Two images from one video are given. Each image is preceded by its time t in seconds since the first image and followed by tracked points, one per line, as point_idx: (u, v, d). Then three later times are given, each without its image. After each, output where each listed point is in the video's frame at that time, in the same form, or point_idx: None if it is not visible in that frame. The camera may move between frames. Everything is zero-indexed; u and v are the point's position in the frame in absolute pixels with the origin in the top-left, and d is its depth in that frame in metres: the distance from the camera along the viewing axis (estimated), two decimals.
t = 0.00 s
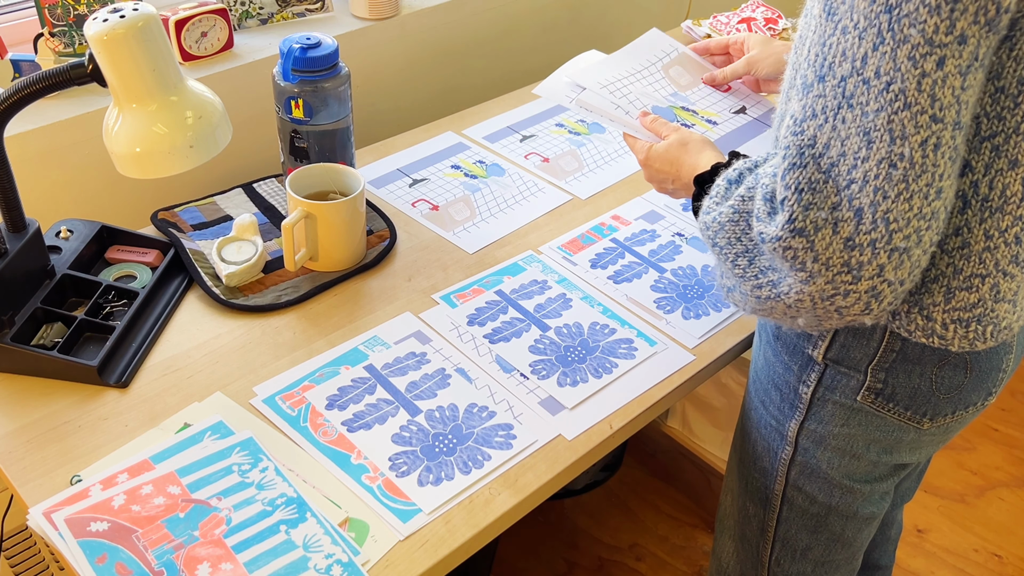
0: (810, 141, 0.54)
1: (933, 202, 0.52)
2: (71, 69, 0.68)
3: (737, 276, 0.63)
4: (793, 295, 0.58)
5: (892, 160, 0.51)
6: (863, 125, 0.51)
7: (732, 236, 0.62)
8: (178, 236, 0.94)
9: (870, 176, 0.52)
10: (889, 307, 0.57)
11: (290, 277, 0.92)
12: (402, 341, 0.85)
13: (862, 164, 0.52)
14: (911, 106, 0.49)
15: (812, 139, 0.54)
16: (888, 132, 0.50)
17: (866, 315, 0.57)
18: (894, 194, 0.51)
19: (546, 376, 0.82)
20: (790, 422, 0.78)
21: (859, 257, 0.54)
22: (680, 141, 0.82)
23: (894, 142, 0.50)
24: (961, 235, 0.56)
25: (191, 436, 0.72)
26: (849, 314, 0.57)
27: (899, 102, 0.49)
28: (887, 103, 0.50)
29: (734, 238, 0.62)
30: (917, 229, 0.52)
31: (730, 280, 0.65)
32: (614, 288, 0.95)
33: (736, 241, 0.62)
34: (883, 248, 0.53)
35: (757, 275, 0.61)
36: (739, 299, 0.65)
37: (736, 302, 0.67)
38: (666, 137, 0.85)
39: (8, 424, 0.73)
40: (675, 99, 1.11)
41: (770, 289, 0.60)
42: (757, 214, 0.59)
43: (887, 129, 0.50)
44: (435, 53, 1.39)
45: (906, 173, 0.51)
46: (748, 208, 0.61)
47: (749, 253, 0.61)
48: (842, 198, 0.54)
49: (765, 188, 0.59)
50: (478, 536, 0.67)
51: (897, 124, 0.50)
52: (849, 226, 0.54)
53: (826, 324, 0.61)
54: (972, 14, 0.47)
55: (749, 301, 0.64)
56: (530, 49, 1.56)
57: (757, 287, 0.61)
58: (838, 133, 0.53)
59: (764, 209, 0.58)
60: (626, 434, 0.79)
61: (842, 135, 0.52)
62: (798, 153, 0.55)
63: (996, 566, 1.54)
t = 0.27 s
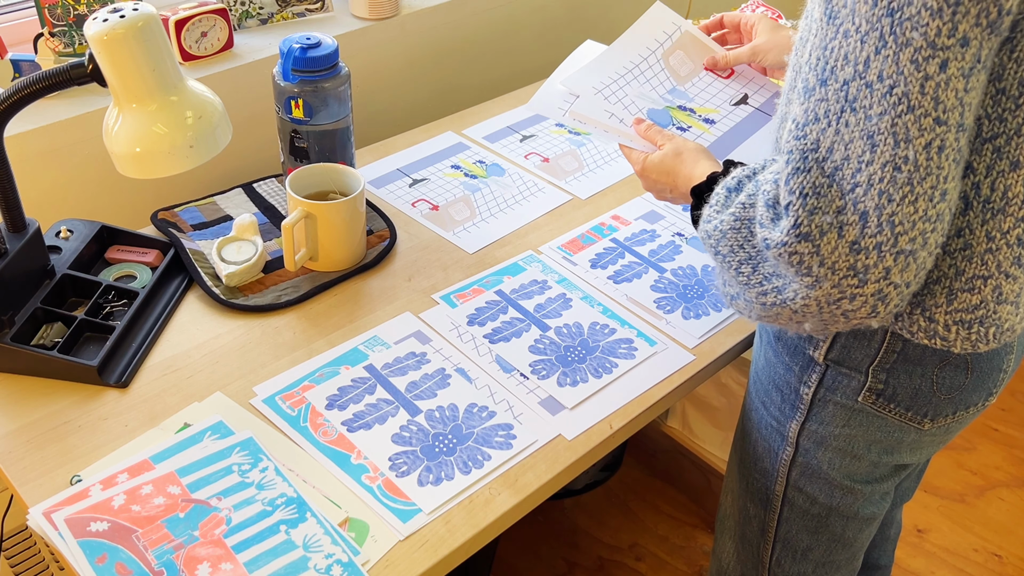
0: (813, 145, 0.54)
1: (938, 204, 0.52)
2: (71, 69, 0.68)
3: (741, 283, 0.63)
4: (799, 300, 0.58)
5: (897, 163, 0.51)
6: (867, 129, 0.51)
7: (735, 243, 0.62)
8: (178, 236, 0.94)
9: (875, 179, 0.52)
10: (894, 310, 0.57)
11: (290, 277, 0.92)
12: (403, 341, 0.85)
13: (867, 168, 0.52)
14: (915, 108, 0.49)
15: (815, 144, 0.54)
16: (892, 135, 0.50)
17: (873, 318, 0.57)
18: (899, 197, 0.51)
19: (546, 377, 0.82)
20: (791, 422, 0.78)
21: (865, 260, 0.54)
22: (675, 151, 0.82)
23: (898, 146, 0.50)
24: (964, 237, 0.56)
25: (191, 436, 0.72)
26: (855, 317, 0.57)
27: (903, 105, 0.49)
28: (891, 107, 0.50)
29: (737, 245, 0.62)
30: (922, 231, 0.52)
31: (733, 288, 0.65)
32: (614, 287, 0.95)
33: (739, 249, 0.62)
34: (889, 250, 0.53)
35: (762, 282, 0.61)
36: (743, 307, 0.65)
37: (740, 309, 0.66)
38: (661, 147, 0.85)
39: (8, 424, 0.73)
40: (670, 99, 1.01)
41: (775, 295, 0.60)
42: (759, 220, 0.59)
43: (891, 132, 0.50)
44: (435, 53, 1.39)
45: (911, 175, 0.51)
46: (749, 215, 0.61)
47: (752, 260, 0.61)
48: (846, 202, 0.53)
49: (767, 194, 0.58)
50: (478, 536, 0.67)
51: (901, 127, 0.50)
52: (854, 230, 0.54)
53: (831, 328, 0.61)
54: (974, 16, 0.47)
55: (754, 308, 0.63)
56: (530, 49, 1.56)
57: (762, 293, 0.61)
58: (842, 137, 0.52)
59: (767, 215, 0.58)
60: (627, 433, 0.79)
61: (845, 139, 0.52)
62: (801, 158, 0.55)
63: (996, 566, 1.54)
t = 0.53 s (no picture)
0: (818, 147, 0.54)
1: (946, 201, 0.52)
2: (71, 69, 0.68)
3: (749, 293, 0.62)
4: (810, 305, 0.57)
5: (904, 162, 0.51)
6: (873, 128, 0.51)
7: (741, 252, 0.61)
8: (178, 236, 0.94)
9: (883, 178, 0.51)
10: (904, 309, 0.57)
11: (290, 277, 0.92)
12: (402, 341, 0.85)
13: (874, 168, 0.52)
14: (921, 106, 0.49)
15: (820, 146, 0.54)
16: (899, 134, 0.50)
17: (885, 318, 0.57)
18: (907, 195, 0.51)
19: (546, 377, 0.82)
20: (796, 423, 0.78)
21: (875, 260, 0.54)
22: (663, 169, 0.83)
23: (905, 144, 0.50)
24: (970, 233, 0.56)
25: (190, 437, 0.72)
26: (867, 319, 0.57)
27: (908, 103, 0.50)
28: (896, 105, 0.50)
29: (743, 255, 0.61)
30: (932, 229, 0.52)
31: (740, 299, 0.64)
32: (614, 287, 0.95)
33: (745, 258, 0.61)
34: (900, 249, 0.53)
35: (771, 290, 0.60)
36: (751, 317, 0.64)
37: (747, 320, 0.65)
38: (647, 166, 0.85)
39: (9, 424, 0.73)
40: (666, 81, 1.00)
41: (785, 303, 0.59)
42: (766, 227, 0.58)
43: (897, 131, 0.50)
44: (435, 53, 1.39)
45: (918, 173, 0.51)
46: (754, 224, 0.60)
47: (759, 269, 0.60)
48: (855, 202, 0.53)
49: (772, 200, 0.58)
50: (478, 536, 0.67)
51: (906, 125, 0.50)
52: (864, 230, 0.53)
53: (842, 332, 0.60)
54: (976, 12, 0.47)
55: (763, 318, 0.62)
56: (530, 48, 1.56)
57: (772, 301, 0.60)
58: (848, 137, 0.52)
59: (773, 222, 0.57)
60: (626, 433, 0.79)
61: (851, 140, 0.52)
62: (806, 161, 0.54)
63: (996, 566, 1.54)
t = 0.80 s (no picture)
0: (852, 119, 0.54)
1: (987, 160, 0.52)
2: (71, 69, 0.68)
3: (787, 281, 0.60)
4: (859, 283, 0.56)
5: (943, 121, 0.51)
6: (908, 91, 0.51)
7: (778, 238, 0.60)
8: (178, 236, 0.94)
9: (923, 141, 0.51)
10: (951, 280, 0.57)
11: (290, 277, 0.92)
12: (402, 341, 0.85)
13: (913, 131, 0.52)
14: (956, 62, 0.50)
15: (853, 117, 0.54)
16: (935, 93, 0.51)
17: (934, 291, 0.56)
18: (950, 154, 0.51)
19: (546, 376, 0.82)
20: (828, 436, 0.77)
21: (924, 226, 0.53)
22: (656, 181, 0.84)
23: (943, 102, 0.50)
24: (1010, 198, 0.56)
25: (189, 437, 0.72)
26: (915, 292, 0.56)
27: (943, 60, 0.50)
28: (931, 64, 0.50)
29: (779, 240, 0.60)
30: (976, 189, 0.52)
31: (773, 291, 0.62)
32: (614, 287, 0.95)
33: (782, 244, 0.60)
34: (947, 212, 0.52)
35: (813, 273, 0.58)
36: (788, 310, 0.62)
37: (780, 316, 0.63)
38: (640, 178, 0.87)
39: (9, 424, 0.73)
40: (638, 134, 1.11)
41: (830, 285, 0.58)
42: (804, 206, 0.57)
43: (934, 90, 0.51)
44: (435, 53, 1.39)
45: (960, 130, 0.51)
46: (788, 208, 0.59)
47: (799, 253, 0.59)
48: (896, 168, 0.53)
49: (806, 178, 0.57)
50: (479, 536, 0.67)
51: (942, 83, 0.50)
52: (910, 196, 0.53)
53: (885, 314, 0.59)
54: None
55: (805, 307, 0.60)
56: (529, 49, 1.56)
57: (815, 286, 0.58)
58: (882, 104, 0.52)
59: (812, 199, 0.57)
60: (626, 433, 0.79)
61: (886, 106, 0.52)
62: (842, 133, 0.54)
63: (997, 566, 1.54)
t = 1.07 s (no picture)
0: (847, 167, 0.54)
1: (978, 222, 0.52)
2: (71, 69, 0.68)
3: (774, 306, 0.62)
4: (837, 324, 0.57)
5: (932, 184, 0.51)
6: (900, 150, 0.51)
7: (770, 263, 0.61)
8: (178, 236, 0.94)
9: (910, 201, 0.51)
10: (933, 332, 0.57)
11: (290, 277, 0.92)
12: (402, 341, 0.85)
13: (902, 189, 0.51)
14: (949, 128, 0.49)
15: (848, 165, 0.54)
16: (926, 155, 0.50)
17: (913, 339, 0.56)
18: (936, 217, 0.51)
19: (546, 376, 0.82)
20: (827, 443, 0.77)
21: (903, 281, 0.53)
22: (690, 165, 0.79)
23: (933, 165, 0.50)
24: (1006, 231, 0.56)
25: (188, 437, 0.72)
26: (895, 338, 0.56)
27: (936, 125, 0.49)
28: (924, 126, 0.50)
29: (772, 265, 0.61)
30: (961, 251, 0.52)
31: (765, 308, 0.64)
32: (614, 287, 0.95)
33: (773, 270, 0.61)
34: (929, 270, 0.53)
35: (798, 303, 0.60)
36: (777, 328, 0.64)
37: (773, 331, 0.65)
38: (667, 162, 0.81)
39: (9, 424, 0.73)
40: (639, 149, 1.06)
41: (812, 318, 0.59)
42: (795, 241, 0.58)
43: (924, 153, 0.50)
44: (434, 53, 1.39)
45: (947, 195, 0.51)
46: (784, 236, 0.60)
47: (787, 281, 0.60)
48: (883, 223, 0.53)
49: (804, 213, 0.58)
50: (478, 536, 0.67)
51: (935, 147, 0.50)
52: (892, 251, 0.53)
53: (866, 351, 0.60)
54: (1005, 32, 0.47)
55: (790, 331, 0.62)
56: (529, 48, 1.56)
57: (798, 316, 0.60)
58: (875, 158, 0.52)
59: (803, 236, 0.58)
60: (626, 433, 0.79)
61: (878, 161, 0.52)
62: (835, 181, 0.55)
63: (996, 566, 1.54)
